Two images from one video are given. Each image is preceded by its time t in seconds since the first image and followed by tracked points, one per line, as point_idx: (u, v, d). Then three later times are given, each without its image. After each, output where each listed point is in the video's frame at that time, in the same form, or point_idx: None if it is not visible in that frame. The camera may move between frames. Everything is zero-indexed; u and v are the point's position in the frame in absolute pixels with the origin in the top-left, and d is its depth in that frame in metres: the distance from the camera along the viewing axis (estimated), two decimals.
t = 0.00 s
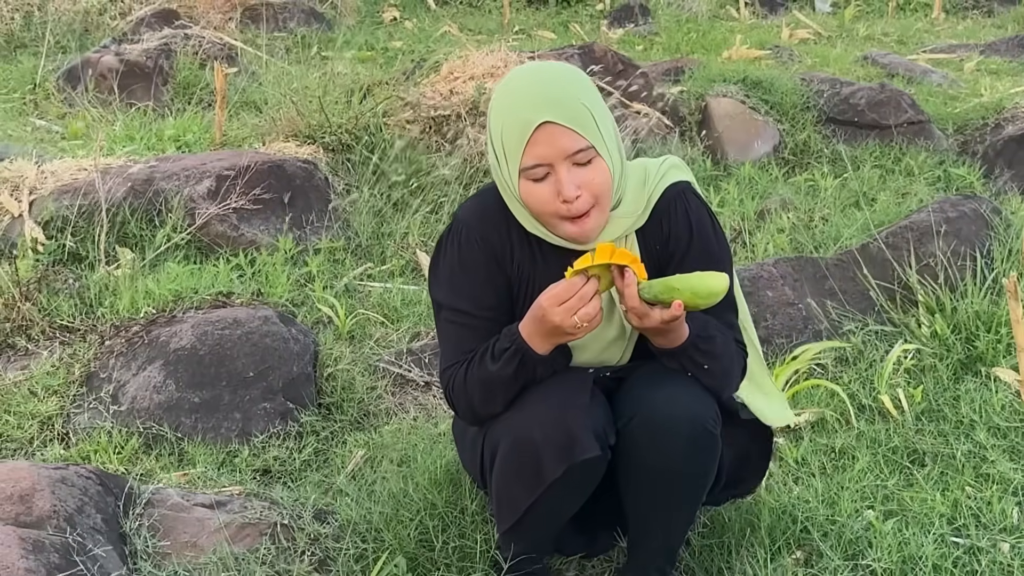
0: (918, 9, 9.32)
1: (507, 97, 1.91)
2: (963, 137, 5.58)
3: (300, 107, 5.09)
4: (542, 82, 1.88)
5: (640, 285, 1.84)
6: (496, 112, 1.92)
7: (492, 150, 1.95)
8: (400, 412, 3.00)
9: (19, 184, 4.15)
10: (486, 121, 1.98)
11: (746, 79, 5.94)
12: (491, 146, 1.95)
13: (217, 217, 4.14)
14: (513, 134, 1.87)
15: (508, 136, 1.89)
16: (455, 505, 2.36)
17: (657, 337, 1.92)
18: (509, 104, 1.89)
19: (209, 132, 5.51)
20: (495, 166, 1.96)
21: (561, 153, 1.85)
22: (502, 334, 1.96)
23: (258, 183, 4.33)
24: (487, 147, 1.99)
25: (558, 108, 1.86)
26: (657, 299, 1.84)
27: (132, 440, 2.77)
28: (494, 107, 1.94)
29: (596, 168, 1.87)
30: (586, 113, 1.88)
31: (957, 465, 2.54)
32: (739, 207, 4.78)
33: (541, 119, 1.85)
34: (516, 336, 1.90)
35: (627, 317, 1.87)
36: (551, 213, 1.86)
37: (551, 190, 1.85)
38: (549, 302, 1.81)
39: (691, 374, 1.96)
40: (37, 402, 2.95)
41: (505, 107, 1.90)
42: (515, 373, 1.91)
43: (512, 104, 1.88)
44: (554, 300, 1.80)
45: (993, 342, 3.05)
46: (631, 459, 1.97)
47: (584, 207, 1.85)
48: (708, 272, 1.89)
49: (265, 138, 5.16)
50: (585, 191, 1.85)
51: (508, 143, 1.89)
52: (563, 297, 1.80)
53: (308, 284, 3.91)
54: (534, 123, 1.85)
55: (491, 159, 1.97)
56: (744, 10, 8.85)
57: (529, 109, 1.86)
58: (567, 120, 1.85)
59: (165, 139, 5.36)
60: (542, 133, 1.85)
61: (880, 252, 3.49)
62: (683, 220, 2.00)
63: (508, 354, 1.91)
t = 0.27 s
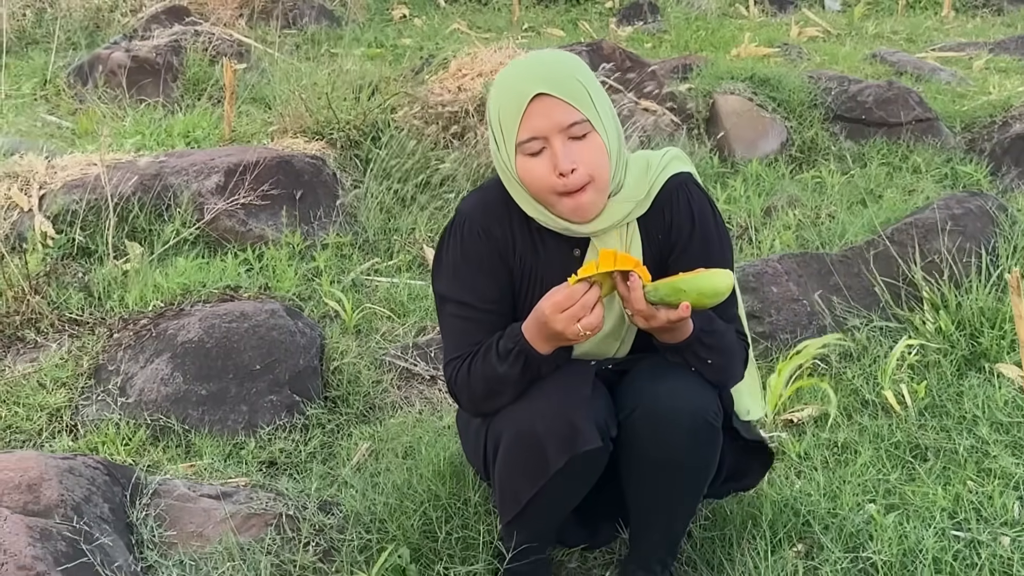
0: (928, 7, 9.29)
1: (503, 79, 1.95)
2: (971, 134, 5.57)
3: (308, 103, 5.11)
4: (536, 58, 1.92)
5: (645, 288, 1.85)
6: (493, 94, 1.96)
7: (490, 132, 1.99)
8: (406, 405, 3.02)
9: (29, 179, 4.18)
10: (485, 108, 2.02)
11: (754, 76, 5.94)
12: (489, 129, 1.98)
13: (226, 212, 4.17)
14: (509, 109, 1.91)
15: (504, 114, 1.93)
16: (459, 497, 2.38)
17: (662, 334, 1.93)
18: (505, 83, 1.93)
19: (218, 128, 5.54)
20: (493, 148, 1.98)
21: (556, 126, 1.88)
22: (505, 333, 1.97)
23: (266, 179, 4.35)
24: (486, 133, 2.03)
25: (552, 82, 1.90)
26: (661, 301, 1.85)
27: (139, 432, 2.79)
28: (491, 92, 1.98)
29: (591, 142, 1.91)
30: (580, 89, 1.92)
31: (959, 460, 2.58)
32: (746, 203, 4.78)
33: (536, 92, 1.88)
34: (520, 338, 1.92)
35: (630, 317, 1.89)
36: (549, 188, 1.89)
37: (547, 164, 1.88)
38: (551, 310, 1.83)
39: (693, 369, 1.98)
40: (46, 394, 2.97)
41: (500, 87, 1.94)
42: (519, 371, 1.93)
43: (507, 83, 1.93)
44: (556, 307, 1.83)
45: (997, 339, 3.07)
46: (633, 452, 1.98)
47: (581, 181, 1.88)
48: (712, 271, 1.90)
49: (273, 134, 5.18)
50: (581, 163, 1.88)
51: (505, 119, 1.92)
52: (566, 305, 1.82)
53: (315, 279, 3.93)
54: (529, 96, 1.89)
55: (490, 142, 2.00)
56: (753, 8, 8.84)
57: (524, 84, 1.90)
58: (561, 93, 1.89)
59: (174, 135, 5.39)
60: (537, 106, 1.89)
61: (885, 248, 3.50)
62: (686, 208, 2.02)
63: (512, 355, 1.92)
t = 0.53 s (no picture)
0: (935, 4, 9.27)
1: (492, 61, 2.00)
2: (976, 130, 5.56)
3: (315, 99, 5.14)
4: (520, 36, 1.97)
5: (648, 284, 1.85)
6: (483, 78, 2.00)
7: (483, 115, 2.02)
8: (411, 396, 3.05)
9: (38, 172, 4.20)
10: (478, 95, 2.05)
11: (759, 72, 5.94)
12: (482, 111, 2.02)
13: (233, 205, 4.19)
14: (500, 87, 1.94)
15: (496, 93, 1.95)
16: (462, 487, 2.40)
17: (666, 325, 1.94)
18: (493, 64, 1.97)
19: (225, 122, 5.56)
20: (486, 129, 2.01)
21: (547, 99, 1.91)
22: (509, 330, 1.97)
23: (273, 172, 4.37)
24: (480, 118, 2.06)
25: (539, 54, 1.94)
26: (665, 296, 1.85)
27: (147, 422, 2.81)
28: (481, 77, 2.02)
29: (582, 114, 1.94)
30: (569, 63, 1.96)
31: (960, 452, 2.65)
32: (750, 198, 4.79)
33: (523, 65, 1.92)
34: (524, 339, 1.92)
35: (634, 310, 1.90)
36: (542, 160, 1.91)
37: (540, 137, 1.91)
38: (555, 315, 1.83)
39: (695, 359, 2.00)
40: (54, 385, 2.99)
41: (490, 69, 1.98)
42: (524, 369, 1.95)
43: (495, 62, 1.97)
44: (560, 313, 1.83)
45: (999, 332, 3.09)
46: (633, 440, 2.01)
47: (575, 149, 1.91)
48: (713, 260, 1.90)
49: (280, 129, 5.20)
50: (573, 135, 1.91)
51: (495, 97, 1.96)
52: (570, 310, 1.82)
53: (321, 272, 3.95)
54: (519, 71, 1.92)
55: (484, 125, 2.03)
56: (760, 5, 8.84)
57: (511, 60, 1.94)
58: (547, 65, 1.93)
59: (182, 129, 5.41)
60: (525, 79, 1.92)
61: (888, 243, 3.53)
62: (688, 192, 2.04)
63: (518, 357, 1.93)
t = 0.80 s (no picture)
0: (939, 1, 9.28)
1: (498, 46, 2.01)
2: (978, 126, 5.58)
3: (320, 94, 5.17)
4: (528, 23, 1.98)
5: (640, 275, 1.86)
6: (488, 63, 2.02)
7: (487, 99, 2.04)
8: (415, 388, 3.07)
9: (44, 167, 4.23)
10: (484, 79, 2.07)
11: (762, 68, 5.96)
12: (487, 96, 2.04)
13: (238, 200, 4.22)
14: (505, 72, 1.96)
15: (501, 78, 1.97)
16: (465, 476, 2.43)
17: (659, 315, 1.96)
18: (499, 50, 1.99)
19: (230, 118, 5.58)
20: (490, 114, 2.04)
21: (551, 87, 1.93)
22: (510, 325, 1.99)
23: (278, 167, 4.39)
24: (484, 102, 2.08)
25: (545, 42, 1.95)
26: (656, 287, 1.88)
27: (153, 413, 2.84)
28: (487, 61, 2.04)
29: (585, 103, 1.96)
30: (574, 52, 1.97)
31: (959, 444, 2.70)
32: (753, 193, 4.81)
33: (529, 52, 1.94)
34: (524, 334, 1.94)
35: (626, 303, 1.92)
36: (543, 147, 1.93)
37: (541, 124, 1.93)
38: (554, 313, 1.84)
39: (693, 348, 2.03)
40: (61, 376, 3.02)
41: (495, 54, 2.00)
42: (527, 365, 1.97)
43: (501, 48, 1.99)
44: (559, 311, 1.84)
45: (998, 326, 3.13)
46: (633, 429, 2.03)
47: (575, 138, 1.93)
48: (702, 249, 1.92)
49: (285, 124, 5.22)
50: (575, 124, 1.93)
51: (499, 82, 1.98)
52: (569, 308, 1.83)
53: (325, 266, 3.97)
54: (524, 57, 1.94)
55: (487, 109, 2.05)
56: (763, 2, 8.85)
57: (516, 47, 1.96)
58: (553, 52, 1.95)
59: (187, 124, 5.44)
60: (530, 66, 1.94)
61: (889, 237, 3.56)
62: (685, 180, 2.08)
63: (520, 354, 1.96)
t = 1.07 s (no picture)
0: None
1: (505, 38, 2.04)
2: (976, 123, 5.60)
3: (321, 93, 5.19)
4: (534, 16, 2.02)
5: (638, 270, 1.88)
6: (495, 56, 2.06)
7: (492, 91, 2.07)
8: (417, 382, 3.10)
9: (47, 164, 4.25)
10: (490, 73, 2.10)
11: (761, 66, 5.98)
12: (492, 88, 2.07)
13: (240, 197, 4.24)
14: (511, 63, 1.99)
15: (506, 69, 2.00)
16: (466, 468, 2.46)
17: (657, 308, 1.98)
18: (506, 43, 2.02)
19: (231, 116, 5.60)
20: (495, 106, 2.07)
21: (555, 78, 1.96)
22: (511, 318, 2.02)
23: (279, 164, 4.41)
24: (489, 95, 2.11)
25: (551, 35, 1.99)
26: (654, 281, 1.90)
27: (157, 407, 2.86)
28: (493, 54, 2.07)
29: (589, 95, 1.98)
30: (579, 46, 2.00)
31: (956, 436, 2.73)
32: (752, 190, 4.83)
33: (534, 44, 1.97)
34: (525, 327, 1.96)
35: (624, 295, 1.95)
36: (546, 136, 1.96)
37: (545, 114, 1.96)
38: (555, 304, 1.86)
39: (692, 340, 2.05)
40: (66, 371, 3.04)
41: (501, 47, 2.03)
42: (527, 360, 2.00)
43: (508, 40, 2.02)
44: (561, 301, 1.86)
45: (995, 321, 3.16)
46: (632, 420, 2.06)
47: (579, 128, 1.95)
48: (700, 244, 1.94)
49: (286, 122, 5.25)
50: (578, 115, 1.95)
51: (505, 73, 2.01)
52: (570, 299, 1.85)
53: (327, 262, 3.99)
54: (530, 48, 1.97)
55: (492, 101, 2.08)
56: (762, 0, 8.87)
57: (523, 39, 1.99)
58: (558, 45, 1.98)
59: (189, 122, 5.46)
60: (536, 57, 1.97)
61: (887, 233, 3.59)
62: (684, 173, 2.10)
63: (521, 348, 1.98)
